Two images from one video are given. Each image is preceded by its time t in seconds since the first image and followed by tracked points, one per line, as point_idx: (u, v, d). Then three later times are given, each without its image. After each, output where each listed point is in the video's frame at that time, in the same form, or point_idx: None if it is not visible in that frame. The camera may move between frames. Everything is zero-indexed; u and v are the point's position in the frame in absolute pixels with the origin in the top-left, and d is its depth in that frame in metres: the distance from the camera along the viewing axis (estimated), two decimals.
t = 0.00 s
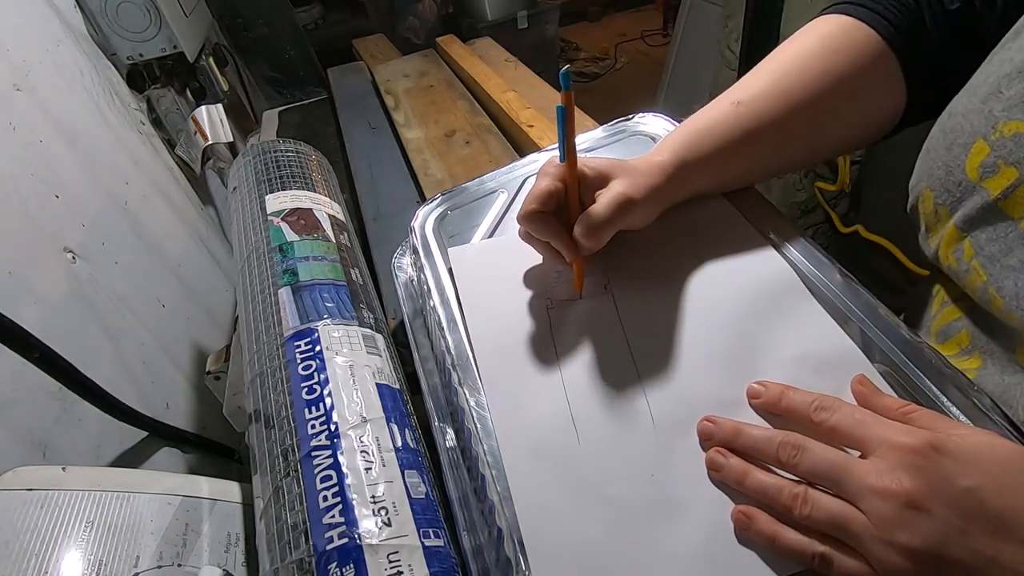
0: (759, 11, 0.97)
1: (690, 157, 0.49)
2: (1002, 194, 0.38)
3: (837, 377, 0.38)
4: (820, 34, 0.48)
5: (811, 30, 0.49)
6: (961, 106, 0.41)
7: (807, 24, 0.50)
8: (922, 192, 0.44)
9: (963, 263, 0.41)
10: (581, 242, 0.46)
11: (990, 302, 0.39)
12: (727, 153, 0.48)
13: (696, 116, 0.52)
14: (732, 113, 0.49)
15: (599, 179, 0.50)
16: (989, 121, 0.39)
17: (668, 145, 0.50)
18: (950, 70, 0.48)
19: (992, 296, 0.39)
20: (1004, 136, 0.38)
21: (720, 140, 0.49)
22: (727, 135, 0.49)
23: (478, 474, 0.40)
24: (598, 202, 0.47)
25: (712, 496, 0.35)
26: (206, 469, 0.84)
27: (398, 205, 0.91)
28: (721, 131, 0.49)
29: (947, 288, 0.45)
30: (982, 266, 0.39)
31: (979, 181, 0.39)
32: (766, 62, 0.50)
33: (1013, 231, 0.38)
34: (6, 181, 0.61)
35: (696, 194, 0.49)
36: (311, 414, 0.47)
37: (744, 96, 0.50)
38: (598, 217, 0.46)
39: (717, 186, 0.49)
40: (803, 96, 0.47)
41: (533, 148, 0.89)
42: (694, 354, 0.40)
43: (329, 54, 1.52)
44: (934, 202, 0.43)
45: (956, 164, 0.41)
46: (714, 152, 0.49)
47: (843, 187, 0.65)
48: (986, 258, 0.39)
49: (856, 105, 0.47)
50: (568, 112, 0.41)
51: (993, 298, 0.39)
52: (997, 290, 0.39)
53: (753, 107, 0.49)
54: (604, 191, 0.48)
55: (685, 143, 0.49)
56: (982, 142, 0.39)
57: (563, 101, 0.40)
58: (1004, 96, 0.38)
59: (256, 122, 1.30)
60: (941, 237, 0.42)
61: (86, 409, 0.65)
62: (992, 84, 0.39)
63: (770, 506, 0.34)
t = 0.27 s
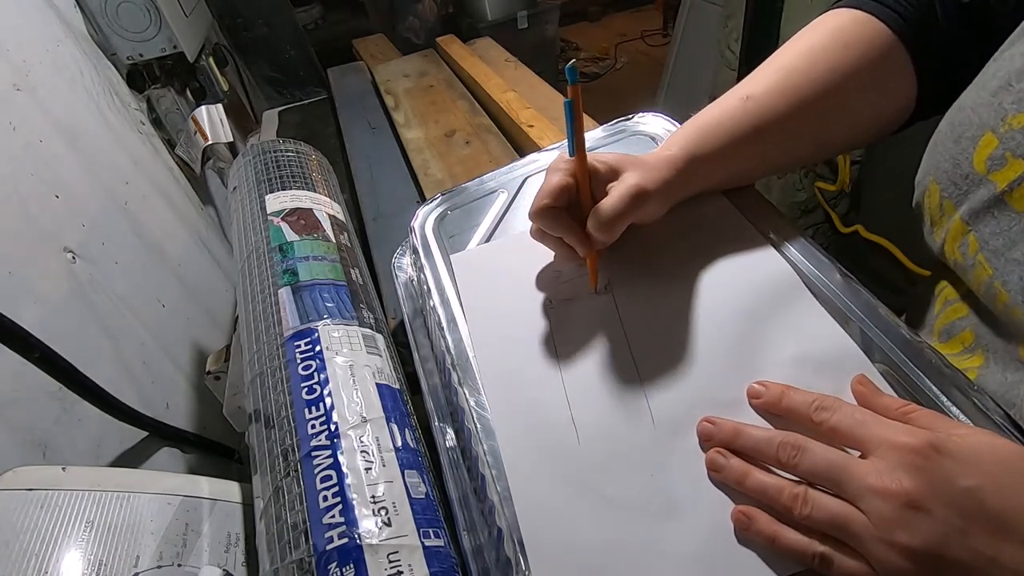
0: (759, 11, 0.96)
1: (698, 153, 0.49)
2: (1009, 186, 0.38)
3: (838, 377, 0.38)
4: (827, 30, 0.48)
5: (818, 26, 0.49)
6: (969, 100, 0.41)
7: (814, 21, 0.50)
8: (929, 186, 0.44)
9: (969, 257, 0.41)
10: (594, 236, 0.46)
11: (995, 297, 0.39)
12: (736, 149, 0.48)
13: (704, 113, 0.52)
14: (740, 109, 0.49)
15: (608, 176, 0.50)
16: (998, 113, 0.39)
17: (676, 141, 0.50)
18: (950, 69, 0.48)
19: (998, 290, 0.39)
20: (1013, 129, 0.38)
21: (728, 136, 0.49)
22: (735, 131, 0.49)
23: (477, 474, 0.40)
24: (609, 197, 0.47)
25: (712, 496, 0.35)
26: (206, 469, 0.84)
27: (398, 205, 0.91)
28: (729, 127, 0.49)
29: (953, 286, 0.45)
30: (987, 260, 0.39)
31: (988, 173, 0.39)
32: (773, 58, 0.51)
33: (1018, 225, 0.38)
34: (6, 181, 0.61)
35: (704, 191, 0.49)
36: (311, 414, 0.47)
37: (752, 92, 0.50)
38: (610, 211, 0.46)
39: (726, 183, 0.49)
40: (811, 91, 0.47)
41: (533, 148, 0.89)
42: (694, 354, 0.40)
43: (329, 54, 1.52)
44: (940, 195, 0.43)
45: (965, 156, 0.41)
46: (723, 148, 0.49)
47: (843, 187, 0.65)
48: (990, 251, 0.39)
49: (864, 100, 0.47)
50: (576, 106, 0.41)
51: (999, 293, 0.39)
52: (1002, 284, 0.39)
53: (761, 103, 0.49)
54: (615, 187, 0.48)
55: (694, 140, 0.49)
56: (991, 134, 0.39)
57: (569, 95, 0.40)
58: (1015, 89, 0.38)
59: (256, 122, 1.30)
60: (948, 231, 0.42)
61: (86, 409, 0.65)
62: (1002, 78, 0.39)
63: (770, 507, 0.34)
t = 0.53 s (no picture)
0: (760, 11, 0.96)
1: (701, 152, 0.49)
2: (1010, 179, 0.38)
3: (838, 377, 0.38)
4: (831, 29, 0.48)
5: (821, 25, 0.49)
6: (970, 95, 0.41)
7: (817, 20, 0.50)
8: (930, 180, 0.44)
9: (972, 251, 0.41)
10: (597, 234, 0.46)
11: (999, 291, 0.39)
12: (738, 148, 0.48)
13: (706, 112, 0.52)
14: (743, 108, 0.49)
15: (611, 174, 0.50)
16: (999, 105, 0.39)
17: (679, 140, 0.50)
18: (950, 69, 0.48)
19: (1002, 285, 0.39)
20: (1014, 121, 0.38)
21: (730, 136, 0.49)
22: (737, 130, 0.49)
23: (477, 474, 0.40)
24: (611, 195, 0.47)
25: (712, 496, 0.35)
26: (206, 469, 0.84)
27: (398, 205, 0.91)
28: (731, 126, 0.49)
29: (955, 283, 0.45)
30: (989, 254, 0.39)
31: (988, 166, 0.39)
32: (776, 57, 0.51)
33: (1019, 217, 0.38)
34: (6, 181, 0.60)
35: (706, 190, 0.49)
36: (311, 414, 0.47)
37: (754, 91, 0.50)
38: (613, 209, 0.46)
39: (728, 182, 0.49)
40: (814, 90, 0.47)
41: (533, 148, 0.89)
42: (694, 354, 0.40)
43: (329, 54, 1.52)
44: (941, 189, 0.43)
45: (965, 150, 0.41)
46: (725, 147, 0.49)
47: (843, 187, 0.65)
48: (993, 245, 0.39)
49: (867, 99, 0.47)
50: (576, 104, 0.41)
51: (1003, 287, 0.39)
52: (1005, 279, 0.39)
53: (764, 102, 0.49)
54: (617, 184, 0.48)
55: (696, 139, 0.49)
56: (991, 127, 0.39)
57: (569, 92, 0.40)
58: (1016, 81, 0.38)
59: (256, 122, 1.30)
60: (950, 225, 0.42)
61: (86, 409, 0.65)
62: (1003, 71, 0.39)
63: (770, 506, 0.34)
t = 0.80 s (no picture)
0: (760, 11, 0.96)
1: (700, 151, 0.49)
2: (1006, 174, 0.38)
3: (838, 377, 0.38)
4: (831, 28, 0.48)
5: (822, 24, 0.49)
6: (968, 90, 0.41)
7: (818, 19, 0.50)
8: (928, 176, 0.44)
9: (971, 247, 0.41)
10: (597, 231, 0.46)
11: (998, 287, 0.39)
12: (737, 147, 0.48)
13: (706, 111, 0.52)
14: (743, 106, 0.49)
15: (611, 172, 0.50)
16: (995, 101, 0.39)
17: (678, 139, 0.50)
18: (948, 69, 0.48)
19: (1000, 280, 0.39)
20: (1010, 116, 0.38)
21: (730, 135, 0.49)
22: (737, 129, 0.49)
23: (477, 474, 0.40)
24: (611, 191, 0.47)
25: (712, 497, 0.35)
26: (206, 469, 0.84)
27: (398, 205, 0.91)
28: (731, 125, 0.49)
29: (954, 281, 0.45)
30: (988, 249, 0.39)
31: (984, 162, 0.39)
32: (777, 56, 0.50)
33: (1015, 212, 0.38)
34: (6, 181, 0.61)
35: (705, 189, 0.49)
36: (311, 414, 0.47)
37: (754, 89, 0.50)
38: (613, 205, 0.46)
39: (727, 181, 0.49)
40: (814, 89, 0.47)
41: (533, 148, 0.89)
42: (692, 353, 0.40)
43: (329, 54, 1.52)
44: (939, 185, 0.43)
45: (962, 145, 0.41)
46: (724, 146, 0.49)
47: (843, 187, 0.65)
48: (991, 241, 0.39)
49: (867, 99, 0.47)
50: (573, 102, 0.41)
51: (1002, 282, 0.39)
52: (1004, 274, 0.38)
53: (764, 101, 0.49)
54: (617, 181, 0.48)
55: (696, 137, 0.49)
56: (988, 123, 0.39)
57: (565, 90, 0.40)
58: (1012, 77, 0.38)
59: (256, 122, 1.30)
60: (949, 222, 0.43)
61: (86, 409, 0.65)
62: (1001, 66, 0.39)
63: (770, 507, 0.34)
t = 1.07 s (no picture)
0: (760, 11, 0.96)
1: (699, 151, 0.49)
2: (1003, 179, 0.38)
3: (838, 377, 0.38)
4: (831, 29, 0.48)
5: (821, 25, 0.49)
6: (965, 93, 0.41)
7: (817, 20, 0.50)
8: (925, 180, 0.44)
9: (968, 251, 0.41)
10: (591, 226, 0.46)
11: (995, 291, 0.39)
12: (737, 147, 0.48)
13: (704, 112, 0.52)
14: (742, 107, 0.49)
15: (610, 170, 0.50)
16: (992, 105, 0.39)
17: (677, 138, 0.50)
18: (949, 70, 0.48)
19: (998, 284, 0.39)
20: (1007, 121, 0.38)
21: (729, 134, 0.49)
22: (736, 129, 0.49)
23: (477, 474, 0.40)
24: (608, 187, 0.47)
25: (712, 497, 0.35)
26: (205, 469, 0.84)
27: (398, 205, 0.91)
28: (730, 125, 0.49)
29: (951, 283, 0.45)
30: (985, 253, 0.39)
31: (982, 166, 0.40)
32: (776, 58, 0.50)
33: (1012, 216, 0.38)
34: (6, 181, 0.60)
35: (704, 189, 0.50)
36: (311, 414, 0.47)
37: (754, 90, 0.50)
38: (608, 202, 0.46)
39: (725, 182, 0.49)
40: (813, 90, 0.47)
41: (533, 148, 0.89)
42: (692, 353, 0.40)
43: (329, 54, 1.52)
44: (936, 189, 0.43)
45: (959, 150, 0.41)
46: (723, 146, 0.49)
47: (843, 187, 0.65)
48: (988, 245, 0.39)
49: (866, 100, 0.47)
50: (573, 99, 0.41)
51: (998, 286, 0.39)
52: (1001, 278, 0.39)
53: (763, 102, 0.49)
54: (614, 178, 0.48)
55: (695, 137, 0.49)
56: (985, 128, 0.39)
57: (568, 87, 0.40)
58: (1009, 81, 0.38)
59: (256, 122, 1.30)
60: (946, 225, 0.43)
61: (86, 409, 0.65)
62: (996, 70, 0.39)
63: (770, 507, 0.34)
